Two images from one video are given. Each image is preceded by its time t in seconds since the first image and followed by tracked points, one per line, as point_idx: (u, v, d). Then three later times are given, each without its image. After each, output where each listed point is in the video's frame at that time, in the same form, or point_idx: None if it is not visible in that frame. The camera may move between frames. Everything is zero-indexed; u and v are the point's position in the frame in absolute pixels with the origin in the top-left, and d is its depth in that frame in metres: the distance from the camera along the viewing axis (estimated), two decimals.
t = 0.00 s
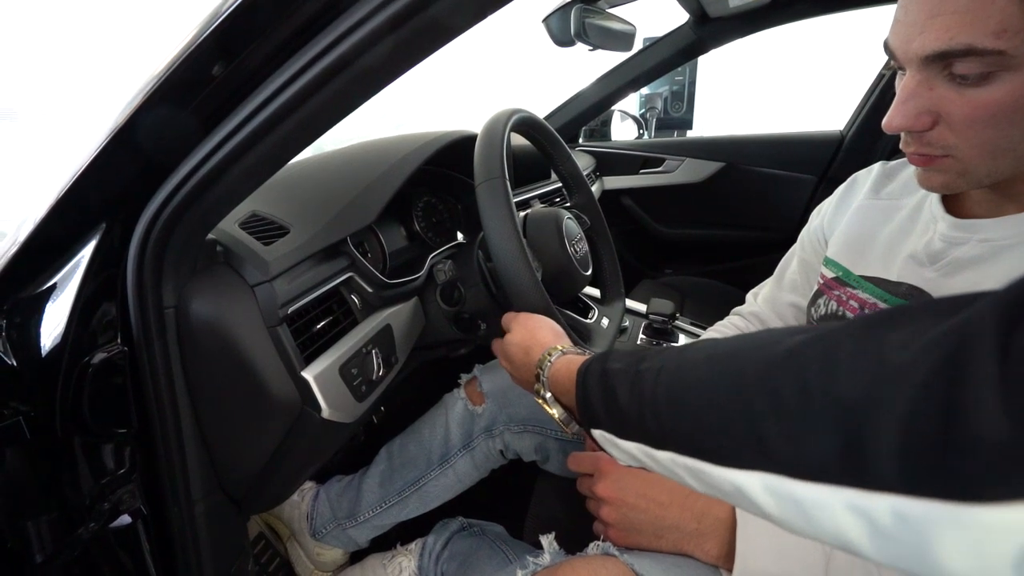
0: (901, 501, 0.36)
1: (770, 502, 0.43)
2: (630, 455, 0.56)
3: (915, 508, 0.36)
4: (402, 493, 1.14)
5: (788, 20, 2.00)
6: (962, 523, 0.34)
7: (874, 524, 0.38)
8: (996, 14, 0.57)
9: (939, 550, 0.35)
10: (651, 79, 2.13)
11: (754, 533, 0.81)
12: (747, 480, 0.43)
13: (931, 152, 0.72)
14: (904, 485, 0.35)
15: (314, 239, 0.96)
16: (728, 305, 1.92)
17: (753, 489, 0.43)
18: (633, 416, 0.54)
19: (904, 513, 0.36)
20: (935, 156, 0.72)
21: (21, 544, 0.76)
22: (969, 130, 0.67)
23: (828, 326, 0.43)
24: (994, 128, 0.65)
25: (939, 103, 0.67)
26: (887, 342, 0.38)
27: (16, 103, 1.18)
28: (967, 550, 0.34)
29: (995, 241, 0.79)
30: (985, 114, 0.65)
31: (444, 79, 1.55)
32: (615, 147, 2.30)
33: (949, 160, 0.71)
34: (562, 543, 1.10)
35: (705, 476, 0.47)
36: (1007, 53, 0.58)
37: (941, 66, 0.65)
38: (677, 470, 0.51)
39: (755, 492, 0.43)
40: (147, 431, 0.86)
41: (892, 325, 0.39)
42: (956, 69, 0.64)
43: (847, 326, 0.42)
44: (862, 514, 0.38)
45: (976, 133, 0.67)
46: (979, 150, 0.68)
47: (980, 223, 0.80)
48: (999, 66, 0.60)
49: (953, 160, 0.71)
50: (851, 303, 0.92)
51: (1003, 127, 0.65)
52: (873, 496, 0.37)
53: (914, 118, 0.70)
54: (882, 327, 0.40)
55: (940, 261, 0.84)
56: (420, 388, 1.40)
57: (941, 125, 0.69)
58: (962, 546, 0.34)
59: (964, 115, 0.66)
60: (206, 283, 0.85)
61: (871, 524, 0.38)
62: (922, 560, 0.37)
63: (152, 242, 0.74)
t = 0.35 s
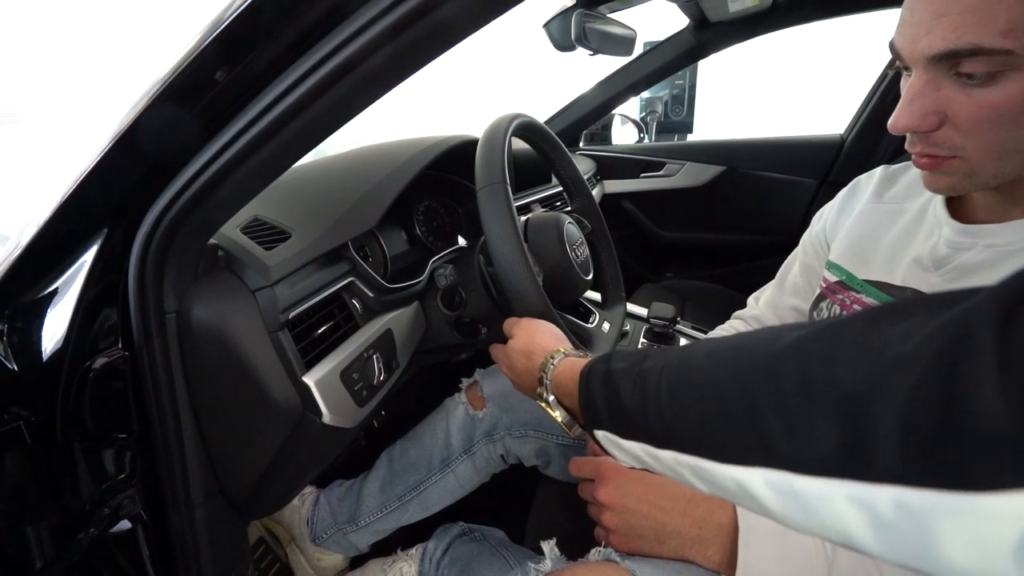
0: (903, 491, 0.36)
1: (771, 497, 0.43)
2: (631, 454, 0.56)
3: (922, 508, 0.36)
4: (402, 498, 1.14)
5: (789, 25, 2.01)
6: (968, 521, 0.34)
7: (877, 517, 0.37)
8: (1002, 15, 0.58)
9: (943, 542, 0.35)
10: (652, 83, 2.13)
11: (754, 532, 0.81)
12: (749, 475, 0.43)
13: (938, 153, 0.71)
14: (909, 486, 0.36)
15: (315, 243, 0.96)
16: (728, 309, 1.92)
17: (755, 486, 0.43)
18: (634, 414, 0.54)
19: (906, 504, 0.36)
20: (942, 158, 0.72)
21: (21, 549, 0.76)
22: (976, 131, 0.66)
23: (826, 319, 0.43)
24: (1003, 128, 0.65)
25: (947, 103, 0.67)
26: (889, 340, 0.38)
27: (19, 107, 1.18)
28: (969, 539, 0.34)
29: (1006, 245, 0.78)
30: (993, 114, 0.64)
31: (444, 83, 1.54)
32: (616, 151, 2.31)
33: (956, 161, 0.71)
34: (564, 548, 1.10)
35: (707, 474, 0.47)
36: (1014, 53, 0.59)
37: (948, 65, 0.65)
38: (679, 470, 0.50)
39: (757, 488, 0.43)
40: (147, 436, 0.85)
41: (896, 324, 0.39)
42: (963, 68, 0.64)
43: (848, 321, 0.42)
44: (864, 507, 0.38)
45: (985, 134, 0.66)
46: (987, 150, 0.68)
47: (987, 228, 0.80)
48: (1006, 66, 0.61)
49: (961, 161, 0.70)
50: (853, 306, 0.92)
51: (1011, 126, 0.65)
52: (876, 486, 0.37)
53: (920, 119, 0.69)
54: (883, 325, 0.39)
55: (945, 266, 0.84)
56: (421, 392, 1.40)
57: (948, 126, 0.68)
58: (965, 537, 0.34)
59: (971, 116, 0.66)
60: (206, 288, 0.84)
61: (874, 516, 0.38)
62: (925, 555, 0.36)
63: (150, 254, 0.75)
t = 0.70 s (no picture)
0: (896, 490, 0.37)
1: (767, 498, 0.43)
2: (627, 456, 0.56)
3: (920, 507, 0.36)
4: (401, 501, 1.14)
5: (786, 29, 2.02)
6: (962, 519, 0.34)
7: (870, 516, 0.38)
8: (985, 19, 0.57)
9: (934, 542, 0.36)
10: (650, 86, 2.14)
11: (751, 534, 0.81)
12: (744, 476, 0.44)
13: (926, 155, 0.73)
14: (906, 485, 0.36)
15: (313, 247, 0.96)
16: (726, 312, 1.92)
17: (751, 486, 0.43)
18: (632, 417, 0.54)
19: (898, 503, 0.37)
20: (930, 159, 0.73)
21: (18, 552, 0.75)
22: (960, 134, 0.67)
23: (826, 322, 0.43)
24: (982, 134, 0.66)
25: (931, 106, 0.68)
26: (881, 343, 0.39)
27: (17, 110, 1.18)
28: (960, 538, 0.35)
29: (1002, 251, 0.79)
30: (971, 121, 0.65)
31: (443, 86, 1.54)
32: (615, 155, 2.31)
33: (942, 163, 0.72)
34: (562, 551, 1.10)
35: (702, 475, 0.47)
36: (993, 57, 0.58)
37: (931, 70, 0.65)
38: (674, 471, 0.51)
39: (751, 488, 0.44)
40: (145, 440, 0.85)
41: (894, 325, 0.39)
42: (945, 73, 0.64)
43: (848, 321, 0.42)
44: (858, 506, 0.38)
45: (965, 139, 0.68)
46: (971, 154, 0.69)
47: (983, 233, 0.80)
48: (990, 69, 0.60)
49: (947, 163, 0.72)
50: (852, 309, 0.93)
51: (996, 129, 0.65)
52: (871, 485, 0.38)
53: (907, 121, 0.71)
54: (883, 325, 0.40)
55: (943, 269, 0.84)
56: (419, 395, 1.40)
57: (933, 128, 0.69)
58: (958, 535, 0.35)
59: (953, 121, 0.67)
60: (204, 291, 0.84)
61: (867, 516, 0.38)
62: (918, 553, 0.37)
63: (148, 259, 0.75)
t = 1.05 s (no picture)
0: (883, 502, 0.37)
1: (754, 505, 0.44)
2: (620, 459, 0.56)
3: (915, 508, 0.36)
4: (399, 503, 1.14)
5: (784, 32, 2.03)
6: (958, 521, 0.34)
7: (857, 526, 0.39)
8: (905, 17, 0.63)
9: (918, 549, 0.37)
10: (648, 88, 2.15)
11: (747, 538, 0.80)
12: (735, 484, 0.44)
13: (896, 143, 0.72)
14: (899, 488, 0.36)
15: (311, 249, 0.96)
16: (725, 314, 1.93)
17: (739, 493, 0.44)
18: (626, 419, 0.54)
19: (885, 515, 0.37)
20: (900, 146, 0.72)
21: (15, 556, 0.75)
22: (913, 116, 0.67)
23: (822, 328, 0.43)
24: (931, 116, 0.65)
25: (884, 95, 0.69)
26: (871, 348, 0.39)
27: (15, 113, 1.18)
28: (945, 547, 0.36)
29: (1001, 249, 0.78)
30: (916, 103, 0.65)
31: (441, 88, 1.54)
32: (613, 156, 2.29)
33: (911, 149, 0.71)
34: (560, 554, 1.10)
35: (695, 482, 0.48)
36: (911, 47, 0.63)
37: (875, 64, 0.68)
38: (665, 475, 0.51)
39: (741, 496, 0.44)
40: (143, 442, 0.85)
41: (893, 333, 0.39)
42: (885, 64, 0.67)
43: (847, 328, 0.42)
44: (845, 517, 0.39)
45: (918, 121, 0.66)
46: (932, 135, 0.67)
47: (985, 231, 0.80)
48: (916, 50, 0.63)
49: (913, 148, 0.70)
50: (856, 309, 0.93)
51: (943, 108, 0.64)
52: (854, 495, 0.38)
53: (869, 114, 0.72)
54: (881, 330, 0.40)
55: (945, 269, 0.84)
56: (417, 397, 1.40)
57: (891, 115, 0.69)
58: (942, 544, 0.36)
59: (905, 103, 0.66)
60: (202, 294, 0.84)
61: (853, 525, 0.39)
62: (900, 557, 0.38)
63: (145, 267, 0.75)
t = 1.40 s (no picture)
0: (893, 514, 0.37)
1: (761, 514, 0.43)
2: (623, 463, 0.56)
3: (916, 507, 0.36)
4: (397, 502, 1.14)
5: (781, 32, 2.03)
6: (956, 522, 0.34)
7: (866, 536, 0.38)
8: (864, 37, 0.76)
9: (930, 561, 0.36)
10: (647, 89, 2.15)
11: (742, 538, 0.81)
12: (741, 492, 0.44)
13: (878, 146, 0.81)
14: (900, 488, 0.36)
15: (309, 249, 0.96)
16: (723, 314, 1.93)
17: (745, 503, 0.44)
18: (626, 420, 0.54)
19: (895, 527, 0.37)
20: (881, 146, 0.80)
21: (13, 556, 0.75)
22: (883, 117, 0.76)
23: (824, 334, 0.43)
24: (897, 114, 0.75)
25: (861, 103, 0.80)
26: (876, 355, 0.39)
27: (14, 113, 1.18)
28: (956, 559, 0.35)
29: (989, 237, 0.79)
30: (882, 103, 0.76)
31: (439, 89, 1.55)
32: (615, 155, 2.29)
33: (889, 148, 0.79)
34: (558, 554, 1.10)
35: (700, 488, 0.47)
36: (872, 59, 0.75)
37: (851, 79, 0.80)
38: (668, 481, 0.51)
39: (748, 504, 0.44)
40: (141, 441, 0.84)
41: (899, 338, 0.39)
42: (859, 77, 0.79)
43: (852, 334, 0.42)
44: (854, 528, 0.39)
45: (887, 120, 0.76)
46: (900, 132, 0.75)
47: (973, 222, 0.81)
48: (878, 61, 0.75)
49: (890, 148, 0.78)
50: (855, 303, 0.93)
51: (905, 107, 0.74)
52: (865, 507, 0.38)
53: (853, 122, 0.82)
54: (884, 337, 0.40)
55: (941, 261, 0.84)
56: (416, 397, 1.40)
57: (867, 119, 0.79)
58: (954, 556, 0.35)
59: (876, 107, 0.77)
60: (200, 294, 0.84)
61: (862, 536, 0.39)
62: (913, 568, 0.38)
63: (141, 268, 0.75)
